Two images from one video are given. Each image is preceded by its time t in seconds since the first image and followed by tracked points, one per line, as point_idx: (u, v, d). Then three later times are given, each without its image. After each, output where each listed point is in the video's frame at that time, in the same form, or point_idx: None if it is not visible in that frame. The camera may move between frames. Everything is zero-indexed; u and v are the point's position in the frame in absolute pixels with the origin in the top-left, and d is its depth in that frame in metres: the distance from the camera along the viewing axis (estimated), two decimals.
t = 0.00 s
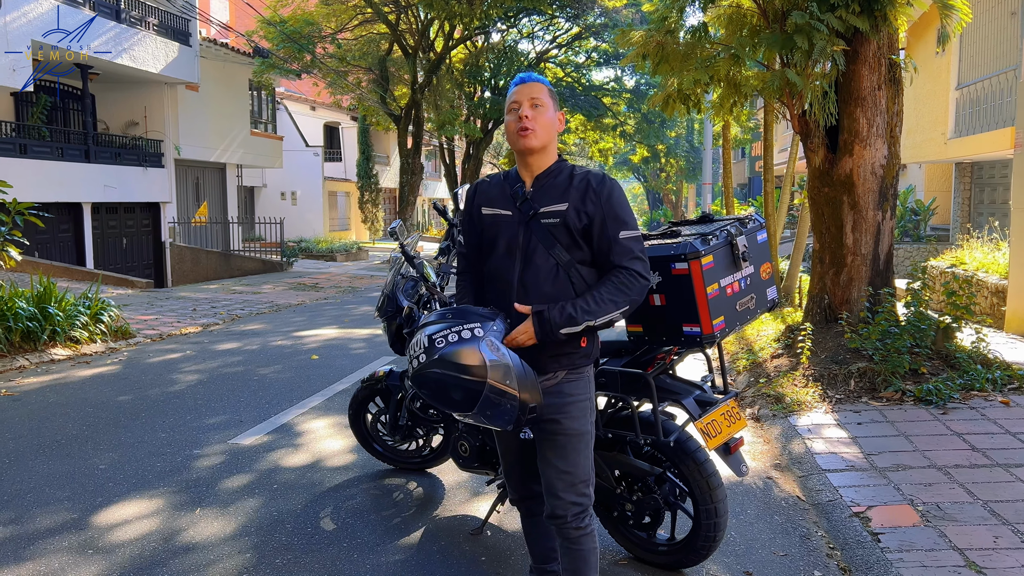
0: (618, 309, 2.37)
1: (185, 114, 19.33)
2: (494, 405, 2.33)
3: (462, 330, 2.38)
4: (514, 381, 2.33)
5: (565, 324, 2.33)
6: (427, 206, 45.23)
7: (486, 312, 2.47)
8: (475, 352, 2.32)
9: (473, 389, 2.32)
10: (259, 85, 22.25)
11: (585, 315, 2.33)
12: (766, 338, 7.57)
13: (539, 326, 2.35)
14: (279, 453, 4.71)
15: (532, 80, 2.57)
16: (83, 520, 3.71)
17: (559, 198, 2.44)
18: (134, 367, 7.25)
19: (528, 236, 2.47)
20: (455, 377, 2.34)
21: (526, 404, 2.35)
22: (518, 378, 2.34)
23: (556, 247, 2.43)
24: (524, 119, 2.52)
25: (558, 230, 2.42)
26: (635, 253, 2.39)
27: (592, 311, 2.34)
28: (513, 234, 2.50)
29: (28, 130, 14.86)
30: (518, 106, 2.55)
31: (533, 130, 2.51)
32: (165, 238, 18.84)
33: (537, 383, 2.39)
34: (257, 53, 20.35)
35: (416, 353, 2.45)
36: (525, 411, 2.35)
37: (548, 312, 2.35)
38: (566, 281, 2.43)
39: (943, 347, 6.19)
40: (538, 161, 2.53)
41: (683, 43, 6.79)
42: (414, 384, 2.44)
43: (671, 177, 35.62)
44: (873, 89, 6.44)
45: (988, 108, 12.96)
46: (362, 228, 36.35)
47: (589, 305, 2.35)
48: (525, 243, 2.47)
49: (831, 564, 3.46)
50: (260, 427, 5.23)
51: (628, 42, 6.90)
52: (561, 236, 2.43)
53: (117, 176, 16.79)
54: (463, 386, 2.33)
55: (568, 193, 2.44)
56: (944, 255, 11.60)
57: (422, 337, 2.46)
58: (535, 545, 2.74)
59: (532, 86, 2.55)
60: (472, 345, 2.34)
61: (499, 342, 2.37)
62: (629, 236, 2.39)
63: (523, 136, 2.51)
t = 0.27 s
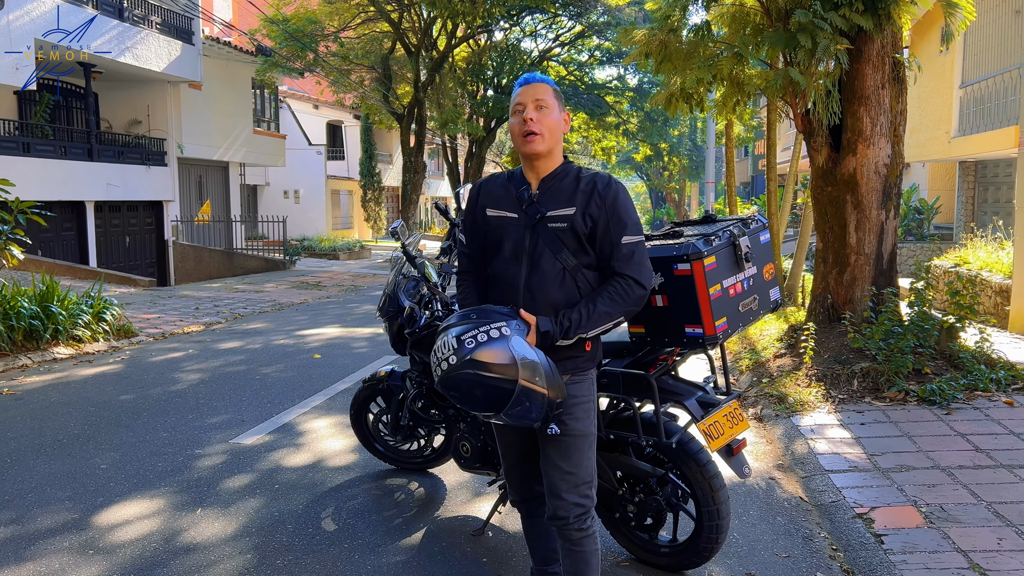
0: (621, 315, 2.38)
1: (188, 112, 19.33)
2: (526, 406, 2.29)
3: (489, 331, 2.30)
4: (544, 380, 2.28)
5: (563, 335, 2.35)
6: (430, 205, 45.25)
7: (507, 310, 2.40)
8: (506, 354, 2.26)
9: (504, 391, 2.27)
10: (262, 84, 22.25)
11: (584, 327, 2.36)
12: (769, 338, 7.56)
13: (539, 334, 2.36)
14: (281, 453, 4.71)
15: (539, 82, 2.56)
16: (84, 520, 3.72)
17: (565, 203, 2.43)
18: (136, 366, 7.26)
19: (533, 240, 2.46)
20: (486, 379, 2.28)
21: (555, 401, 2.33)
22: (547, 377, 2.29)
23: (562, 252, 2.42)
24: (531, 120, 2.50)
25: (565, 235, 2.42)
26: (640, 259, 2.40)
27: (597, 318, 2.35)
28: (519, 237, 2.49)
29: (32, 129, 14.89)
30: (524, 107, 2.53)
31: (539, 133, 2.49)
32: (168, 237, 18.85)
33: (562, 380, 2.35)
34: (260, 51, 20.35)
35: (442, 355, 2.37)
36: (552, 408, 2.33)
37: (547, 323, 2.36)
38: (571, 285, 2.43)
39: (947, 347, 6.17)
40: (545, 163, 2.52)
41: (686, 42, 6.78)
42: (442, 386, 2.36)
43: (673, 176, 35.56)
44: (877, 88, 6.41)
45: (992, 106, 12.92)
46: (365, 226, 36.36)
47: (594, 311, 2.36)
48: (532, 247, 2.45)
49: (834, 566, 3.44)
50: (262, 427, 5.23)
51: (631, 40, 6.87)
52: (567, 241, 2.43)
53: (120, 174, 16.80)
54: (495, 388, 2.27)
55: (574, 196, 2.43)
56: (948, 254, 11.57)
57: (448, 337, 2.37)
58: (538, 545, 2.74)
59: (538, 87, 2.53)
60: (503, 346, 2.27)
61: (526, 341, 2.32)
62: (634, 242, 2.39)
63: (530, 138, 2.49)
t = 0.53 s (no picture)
0: (626, 318, 2.37)
1: (191, 110, 19.34)
2: (544, 409, 2.27)
3: (498, 340, 2.28)
4: (557, 380, 2.28)
5: (568, 341, 2.35)
6: (433, 203, 45.25)
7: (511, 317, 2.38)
8: (521, 361, 2.24)
9: (520, 398, 2.25)
10: (265, 82, 22.25)
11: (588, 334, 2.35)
12: (772, 337, 7.53)
13: (543, 337, 2.35)
14: (283, 452, 4.70)
15: (539, 83, 2.53)
16: (85, 519, 3.71)
17: (567, 206, 2.42)
18: (139, 365, 7.25)
19: (535, 244, 2.45)
20: (502, 389, 2.25)
21: (570, 400, 2.33)
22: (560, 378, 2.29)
23: (565, 256, 2.41)
24: (531, 123, 2.48)
25: (567, 239, 2.40)
26: (643, 262, 2.38)
27: (600, 322, 2.35)
28: (522, 242, 2.48)
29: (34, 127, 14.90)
30: (524, 110, 2.51)
31: (540, 136, 2.47)
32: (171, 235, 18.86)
33: (574, 379, 2.35)
34: (263, 50, 20.35)
35: (454, 373, 2.33)
36: (569, 407, 2.33)
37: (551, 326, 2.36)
38: (575, 289, 2.42)
39: (951, 347, 6.14)
40: (545, 165, 2.50)
41: (689, 40, 6.76)
42: (458, 401, 2.32)
43: (676, 175, 35.52)
44: (880, 87, 6.39)
45: (995, 105, 12.89)
46: (368, 225, 36.36)
47: (598, 316, 2.35)
48: (534, 250, 2.44)
49: (837, 567, 3.43)
50: (264, 426, 5.23)
51: (634, 39, 6.85)
52: (570, 245, 2.41)
53: (123, 172, 16.81)
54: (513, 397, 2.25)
55: (576, 199, 2.42)
56: (952, 254, 11.53)
57: (457, 354, 2.33)
58: (538, 545, 2.72)
59: (538, 88, 2.51)
60: (514, 354, 2.25)
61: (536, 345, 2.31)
62: (636, 245, 2.38)
63: (530, 141, 2.47)
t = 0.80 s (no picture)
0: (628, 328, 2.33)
1: (194, 109, 19.35)
2: (552, 417, 2.27)
3: (504, 350, 2.25)
4: (564, 389, 2.27)
5: (572, 348, 2.31)
6: (435, 202, 45.25)
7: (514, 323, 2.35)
8: (528, 371, 2.22)
9: (529, 409, 2.24)
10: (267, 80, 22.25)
11: (587, 343, 2.31)
12: (775, 337, 7.52)
13: (545, 344, 2.31)
14: (284, 451, 4.70)
15: (537, 83, 2.47)
16: (87, 518, 3.71)
17: (567, 213, 2.39)
18: (140, 364, 7.25)
19: (535, 249, 2.43)
20: (511, 400, 2.23)
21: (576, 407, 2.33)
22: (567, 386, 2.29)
23: (565, 262, 2.39)
24: (528, 127, 2.43)
25: (566, 246, 2.38)
26: (645, 271, 2.34)
27: (603, 332, 2.31)
28: (521, 246, 2.46)
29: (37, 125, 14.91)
30: (522, 113, 2.47)
31: (538, 140, 2.43)
32: (173, 233, 18.86)
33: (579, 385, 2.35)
34: (265, 48, 20.35)
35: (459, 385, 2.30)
36: (575, 415, 2.32)
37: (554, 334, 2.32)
38: (574, 297, 2.40)
39: (954, 347, 6.12)
40: (545, 170, 2.47)
41: (692, 39, 6.76)
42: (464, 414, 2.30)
43: (679, 174, 35.47)
44: (884, 86, 6.37)
45: (999, 104, 12.86)
46: (370, 223, 36.36)
47: (598, 325, 2.31)
48: (532, 257, 2.43)
49: (840, 568, 3.41)
50: (266, 425, 5.22)
51: (636, 37, 6.83)
52: (569, 253, 2.39)
53: (125, 170, 16.81)
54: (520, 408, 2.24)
55: (575, 207, 2.38)
56: (955, 253, 11.50)
57: (461, 365, 2.30)
58: (539, 549, 2.71)
59: (536, 90, 2.45)
60: (519, 365, 2.23)
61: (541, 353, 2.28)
62: (639, 254, 2.34)
63: (527, 146, 2.44)
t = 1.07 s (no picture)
0: (633, 345, 2.29)
1: (195, 107, 19.34)
2: (560, 444, 2.23)
3: (502, 380, 2.21)
4: (570, 413, 2.23)
5: (576, 368, 2.26)
6: (437, 200, 45.23)
7: (514, 350, 2.31)
8: (530, 401, 2.18)
9: (535, 439, 2.20)
10: (269, 79, 22.23)
11: (589, 361, 2.26)
12: (777, 336, 7.50)
13: (547, 366, 2.27)
14: (286, 450, 4.70)
15: (542, 85, 2.39)
16: (88, 517, 3.70)
17: (572, 223, 2.34)
18: (142, 362, 7.25)
19: (537, 256, 2.39)
20: (515, 433, 2.19)
21: (585, 430, 2.28)
22: (573, 411, 2.24)
23: (568, 273, 2.35)
24: (530, 132, 2.37)
25: (568, 257, 2.33)
26: (652, 286, 2.28)
27: (608, 349, 2.26)
28: (523, 253, 2.43)
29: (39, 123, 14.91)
30: (525, 116, 2.40)
31: (541, 145, 2.36)
32: (175, 231, 18.86)
33: (587, 406, 2.30)
34: (267, 46, 20.33)
35: (462, 424, 2.26)
36: (586, 438, 2.28)
37: (558, 354, 2.27)
38: (576, 308, 2.37)
39: (957, 347, 6.10)
40: (549, 176, 2.41)
41: (694, 37, 6.73)
42: (470, 453, 2.26)
43: (680, 172, 35.41)
44: (887, 85, 6.35)
45: (1002, 103, 12.82)
46: (371, 222, 36.34)
47: (601, 343, 2.26)
48: (534, 265, 2.39)
49: (842, 569, 3.40)
50: (267, 423, 5.22)
51: (639, 36, 6.80)
52: (572, 264, 2.35)
53: (127, 169, 16.81)
54: (526, 439, 2.20)
55: (580, 216, 2.33)
56: (958, 252, 11.48)
57: (462, 404, 2.26)
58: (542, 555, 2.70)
59: (541, 92, 2.38)
60: (520, 397, 2.19)
61: (543, 379, 2.24)
62: (646, 269, 2.27)
63: (529, 151, 2.38)
